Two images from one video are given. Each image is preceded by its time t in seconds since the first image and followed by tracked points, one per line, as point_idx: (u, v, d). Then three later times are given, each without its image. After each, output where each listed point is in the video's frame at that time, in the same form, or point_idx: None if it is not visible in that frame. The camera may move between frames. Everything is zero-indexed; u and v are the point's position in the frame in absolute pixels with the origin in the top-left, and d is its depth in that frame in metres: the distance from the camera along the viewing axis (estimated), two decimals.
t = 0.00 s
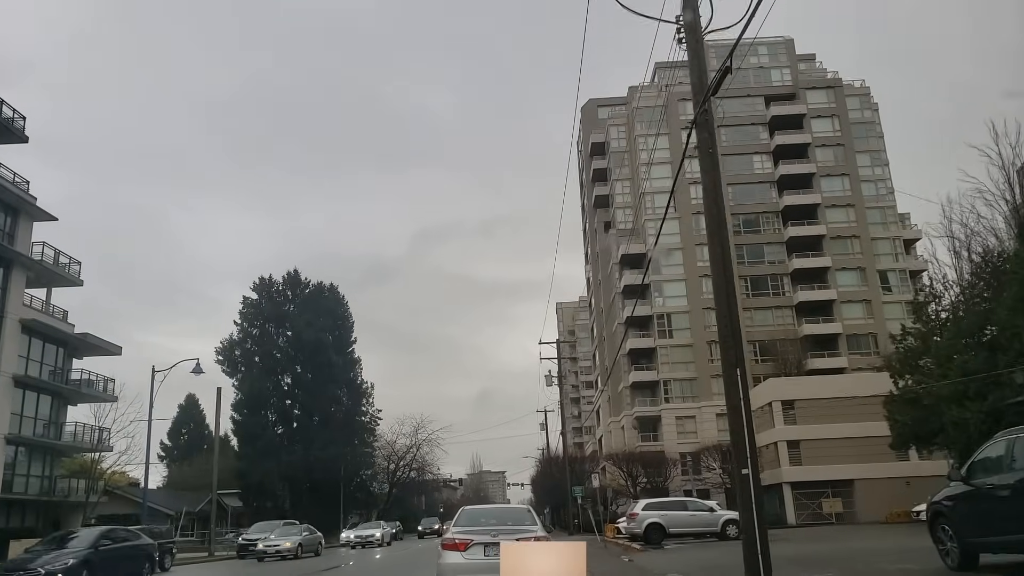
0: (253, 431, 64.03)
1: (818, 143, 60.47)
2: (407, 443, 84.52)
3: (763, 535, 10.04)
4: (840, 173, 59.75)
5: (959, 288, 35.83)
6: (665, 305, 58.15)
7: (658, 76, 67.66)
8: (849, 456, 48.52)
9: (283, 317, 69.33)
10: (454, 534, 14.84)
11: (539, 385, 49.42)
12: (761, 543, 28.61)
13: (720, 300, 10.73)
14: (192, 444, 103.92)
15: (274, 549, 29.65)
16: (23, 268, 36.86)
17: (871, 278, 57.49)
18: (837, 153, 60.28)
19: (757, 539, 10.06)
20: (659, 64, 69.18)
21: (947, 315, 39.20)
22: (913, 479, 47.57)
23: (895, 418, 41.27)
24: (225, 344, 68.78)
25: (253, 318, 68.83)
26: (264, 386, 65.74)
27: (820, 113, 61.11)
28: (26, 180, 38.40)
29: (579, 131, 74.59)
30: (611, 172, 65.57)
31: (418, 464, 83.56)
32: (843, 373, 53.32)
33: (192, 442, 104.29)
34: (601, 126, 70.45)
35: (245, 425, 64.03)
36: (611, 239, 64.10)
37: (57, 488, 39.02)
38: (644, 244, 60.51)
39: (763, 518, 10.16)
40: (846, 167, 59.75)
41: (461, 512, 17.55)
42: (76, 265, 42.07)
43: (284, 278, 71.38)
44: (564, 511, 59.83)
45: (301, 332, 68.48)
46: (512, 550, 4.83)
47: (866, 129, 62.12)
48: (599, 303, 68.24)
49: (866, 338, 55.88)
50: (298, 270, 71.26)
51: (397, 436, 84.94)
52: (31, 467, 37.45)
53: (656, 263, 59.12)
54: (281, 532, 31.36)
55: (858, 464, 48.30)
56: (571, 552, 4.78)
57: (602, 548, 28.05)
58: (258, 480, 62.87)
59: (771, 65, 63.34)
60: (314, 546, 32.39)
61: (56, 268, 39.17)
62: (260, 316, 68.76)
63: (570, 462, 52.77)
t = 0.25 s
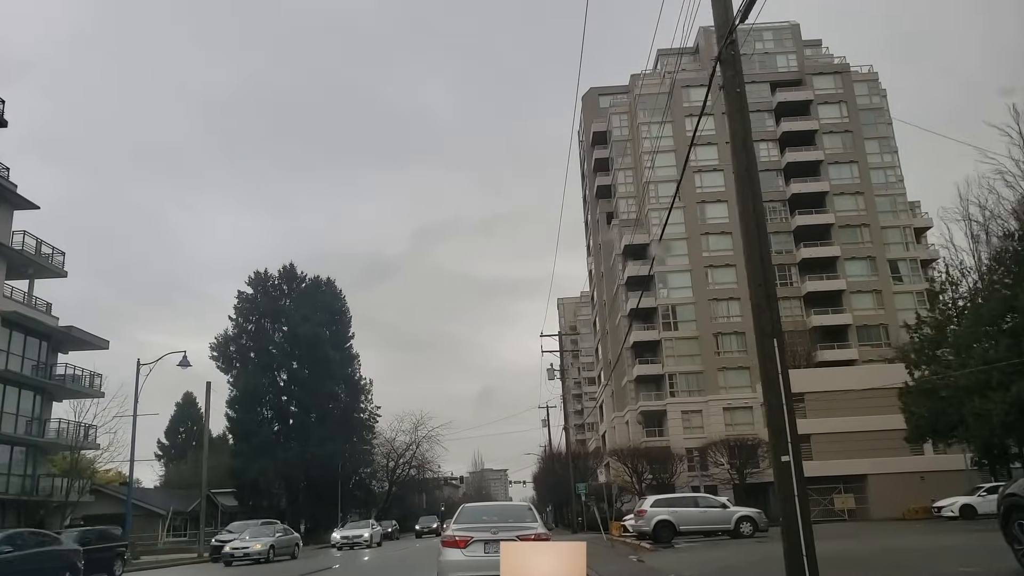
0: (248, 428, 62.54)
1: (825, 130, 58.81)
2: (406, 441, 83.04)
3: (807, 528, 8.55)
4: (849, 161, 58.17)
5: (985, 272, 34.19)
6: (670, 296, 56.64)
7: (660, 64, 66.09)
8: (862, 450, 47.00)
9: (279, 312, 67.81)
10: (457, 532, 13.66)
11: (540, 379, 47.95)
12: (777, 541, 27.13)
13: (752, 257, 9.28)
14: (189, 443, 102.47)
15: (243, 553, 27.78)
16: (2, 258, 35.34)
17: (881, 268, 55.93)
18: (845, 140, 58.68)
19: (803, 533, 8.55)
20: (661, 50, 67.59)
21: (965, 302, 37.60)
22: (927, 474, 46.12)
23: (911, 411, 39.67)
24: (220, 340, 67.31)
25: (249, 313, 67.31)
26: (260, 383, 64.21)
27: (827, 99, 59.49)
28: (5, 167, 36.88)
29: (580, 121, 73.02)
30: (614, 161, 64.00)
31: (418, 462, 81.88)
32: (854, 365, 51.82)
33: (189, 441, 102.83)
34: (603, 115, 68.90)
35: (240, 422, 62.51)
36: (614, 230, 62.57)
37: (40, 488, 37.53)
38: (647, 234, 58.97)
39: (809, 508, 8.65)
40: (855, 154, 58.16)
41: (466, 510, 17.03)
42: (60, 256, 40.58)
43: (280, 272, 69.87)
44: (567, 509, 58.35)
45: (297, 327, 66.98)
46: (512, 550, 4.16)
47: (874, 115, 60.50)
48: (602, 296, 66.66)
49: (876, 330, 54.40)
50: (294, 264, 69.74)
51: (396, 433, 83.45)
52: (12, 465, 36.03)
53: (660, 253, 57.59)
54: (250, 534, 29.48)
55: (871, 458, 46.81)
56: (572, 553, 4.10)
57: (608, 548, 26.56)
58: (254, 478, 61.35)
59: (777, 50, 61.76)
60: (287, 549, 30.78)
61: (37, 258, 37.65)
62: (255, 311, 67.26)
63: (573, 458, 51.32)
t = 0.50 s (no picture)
0: (244, 428, 61.16)
1: (833, 121, 57.33)
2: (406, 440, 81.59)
3: (864, 525, 7.21)
4: (857, 153, 56.75)
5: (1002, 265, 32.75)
6: (676, 291, 55.37)
7: (664, 54, 64.73)
8: (875, 448, 45.55)
9: (276, 309, 66.49)
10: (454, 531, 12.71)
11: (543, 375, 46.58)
12: (792, 542, 25.81)
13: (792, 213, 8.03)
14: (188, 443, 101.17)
15: (210, 558, 27.06)
16: None
17: (892, 262, 54.56)
18: (853, 131, 57.28)
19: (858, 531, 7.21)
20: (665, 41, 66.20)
21: (983, 295, 36.19)
22: (942, 472, 44.78)
23: (926, 407, 38.24)
24: (215, 337, 65.95)
25: (244, 310, 65.94)
26: (256, 382, 62.88)
27: (834, 90, 58.07)
28: None
29: (582, 114, 71.62)
30: (616, 153, 62.65)
31: (418, 462, 80.37)
32: (865, 361, 50.46)
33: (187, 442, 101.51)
34: (605, 108, 67.55)
35: (236, 421, 61.14)
36: (617, 224, 61.23)
37: (23, 488, 36.24)
38: (651, 228, 57.64)
39: (863, 501, 7.33)
40: (864, 146, 56.77)
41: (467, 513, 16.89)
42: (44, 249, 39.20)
43: (277, 269, 68.53)
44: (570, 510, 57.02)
45: (294, 325, 65.68)
46: (514, 548, 4.33)
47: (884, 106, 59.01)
48: (605, 292, 65.28)
49: (887, 325, 53.08)
50: (291, 261, 68.40)
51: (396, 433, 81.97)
52: None
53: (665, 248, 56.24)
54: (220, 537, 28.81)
55: (883, 457, 45.48)
56: (574, 552, 4.24)
57: (615, 550, 25.24)
58: (250, 478, 60.03)
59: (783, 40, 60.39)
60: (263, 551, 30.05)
61: (20, 251, 36.33)
62: (251, 308, 65.89)
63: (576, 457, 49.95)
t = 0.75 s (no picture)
0: (239, 428, 59.56)
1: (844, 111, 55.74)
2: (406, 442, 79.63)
3: (960, 513, 6.26)
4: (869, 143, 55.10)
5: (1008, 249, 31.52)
6: (682, 286, 53.72)
7: (669, 45, 63.15)
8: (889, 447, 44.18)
9: (273, 307, 64.96)
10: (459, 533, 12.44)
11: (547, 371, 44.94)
12: (814, 546, 24.16)
13: (866, 160, 6.94)
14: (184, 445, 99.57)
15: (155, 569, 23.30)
16: None
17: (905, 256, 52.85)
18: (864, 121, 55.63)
19: (954, 524, 6.26)
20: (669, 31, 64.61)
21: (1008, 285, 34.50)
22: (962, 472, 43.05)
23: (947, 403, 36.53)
24: (211, 335, 64.29)
25: (240, 309, 64.40)
26: (253, 381, 61.32)
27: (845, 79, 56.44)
28: None
29: (585, 107, 70.02)
30: (621, 146, 61.03)
31: (419, 464, 78.42)
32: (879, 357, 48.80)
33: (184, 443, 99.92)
34: (608, 100, 65.97)
35: (232, 421, 59.52)
36: (622, 218, 59.65)
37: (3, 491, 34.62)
38: (657, 222, 56.01)
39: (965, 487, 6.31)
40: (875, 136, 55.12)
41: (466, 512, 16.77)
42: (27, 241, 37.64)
43: (274, 266, 66.98)
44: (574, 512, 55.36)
45: (292, 323, 64.18)
46: (515, 549, 4.45)
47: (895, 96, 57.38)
48: (609, 289, 63.60)
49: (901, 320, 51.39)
50: (288, 258, 66.88)
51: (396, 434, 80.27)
52: None
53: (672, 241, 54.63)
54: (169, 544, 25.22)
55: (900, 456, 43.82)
56: (574, 553, 4.39)
57: (624, 555, 23.59)
58: (246, 480, 58.45)
59: (791, 29, 58.81)
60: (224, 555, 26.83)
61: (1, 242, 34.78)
62: (248, 306, 64.29)
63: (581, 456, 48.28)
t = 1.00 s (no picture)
0: (235, 427, 58.21)
1: (856, 104, 54.29)
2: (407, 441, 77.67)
3: None
4: (882, 137, 53.62)
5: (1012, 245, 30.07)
6: (690, 283, 52.33)
7: (676, 36, 61.77)
8: (904, 449, 42.73)
9: (270, 303, 63.62)
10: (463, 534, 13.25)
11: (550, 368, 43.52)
12: (834, 551, 22.69)
13: None
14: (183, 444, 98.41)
15: None
16: None
17: (920, 252, 51.33)
18: (878, 114, 54.15)
19: None
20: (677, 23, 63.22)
21: None
22: (979, 475, 41.53)
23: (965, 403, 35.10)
24: (207, 331, 62.94)
25: (237, 305, 63.08)
26: (249, 379, 59.99)
27: (857, 71, 55.00)
28: None
29: (590, 100, 68.67)
30: (627, 139, 59.65)
31: (419, 464, 76.26)
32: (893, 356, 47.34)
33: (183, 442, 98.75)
34: (614, 93, 64.61)
35: (227, 420, 58.18)
36: (627, 213, 58.28)
37: None
38: (664, 217, 54.62)
39: None
40: (889, 130, 53.64)
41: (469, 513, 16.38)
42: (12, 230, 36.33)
43: (272, 262, 65.64)
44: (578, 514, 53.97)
45: (290, 319, 62.82)
46: (523, 553, 6.01)
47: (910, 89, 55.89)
48: (614, 286, 62.12)
49: (915, 318, 49.91)
50: (287, 253, 65.59)
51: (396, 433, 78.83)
52: None
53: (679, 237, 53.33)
54: (110, 550, 23.34)
55: (915, 458, 42.37)
56: (572, 556, 6.00)
57: (632, 560, 22.21)
58: (242, 480, 57.10)
59: (802, 20, 57.38)
60: (175, 559, 24.75)
61: None
62: (246, 302, 62.94)
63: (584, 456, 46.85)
